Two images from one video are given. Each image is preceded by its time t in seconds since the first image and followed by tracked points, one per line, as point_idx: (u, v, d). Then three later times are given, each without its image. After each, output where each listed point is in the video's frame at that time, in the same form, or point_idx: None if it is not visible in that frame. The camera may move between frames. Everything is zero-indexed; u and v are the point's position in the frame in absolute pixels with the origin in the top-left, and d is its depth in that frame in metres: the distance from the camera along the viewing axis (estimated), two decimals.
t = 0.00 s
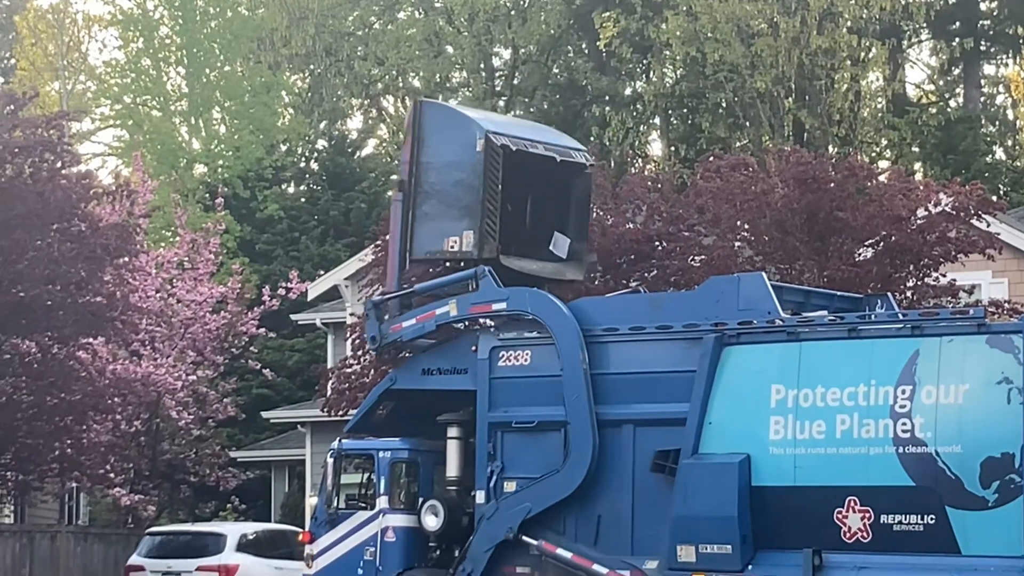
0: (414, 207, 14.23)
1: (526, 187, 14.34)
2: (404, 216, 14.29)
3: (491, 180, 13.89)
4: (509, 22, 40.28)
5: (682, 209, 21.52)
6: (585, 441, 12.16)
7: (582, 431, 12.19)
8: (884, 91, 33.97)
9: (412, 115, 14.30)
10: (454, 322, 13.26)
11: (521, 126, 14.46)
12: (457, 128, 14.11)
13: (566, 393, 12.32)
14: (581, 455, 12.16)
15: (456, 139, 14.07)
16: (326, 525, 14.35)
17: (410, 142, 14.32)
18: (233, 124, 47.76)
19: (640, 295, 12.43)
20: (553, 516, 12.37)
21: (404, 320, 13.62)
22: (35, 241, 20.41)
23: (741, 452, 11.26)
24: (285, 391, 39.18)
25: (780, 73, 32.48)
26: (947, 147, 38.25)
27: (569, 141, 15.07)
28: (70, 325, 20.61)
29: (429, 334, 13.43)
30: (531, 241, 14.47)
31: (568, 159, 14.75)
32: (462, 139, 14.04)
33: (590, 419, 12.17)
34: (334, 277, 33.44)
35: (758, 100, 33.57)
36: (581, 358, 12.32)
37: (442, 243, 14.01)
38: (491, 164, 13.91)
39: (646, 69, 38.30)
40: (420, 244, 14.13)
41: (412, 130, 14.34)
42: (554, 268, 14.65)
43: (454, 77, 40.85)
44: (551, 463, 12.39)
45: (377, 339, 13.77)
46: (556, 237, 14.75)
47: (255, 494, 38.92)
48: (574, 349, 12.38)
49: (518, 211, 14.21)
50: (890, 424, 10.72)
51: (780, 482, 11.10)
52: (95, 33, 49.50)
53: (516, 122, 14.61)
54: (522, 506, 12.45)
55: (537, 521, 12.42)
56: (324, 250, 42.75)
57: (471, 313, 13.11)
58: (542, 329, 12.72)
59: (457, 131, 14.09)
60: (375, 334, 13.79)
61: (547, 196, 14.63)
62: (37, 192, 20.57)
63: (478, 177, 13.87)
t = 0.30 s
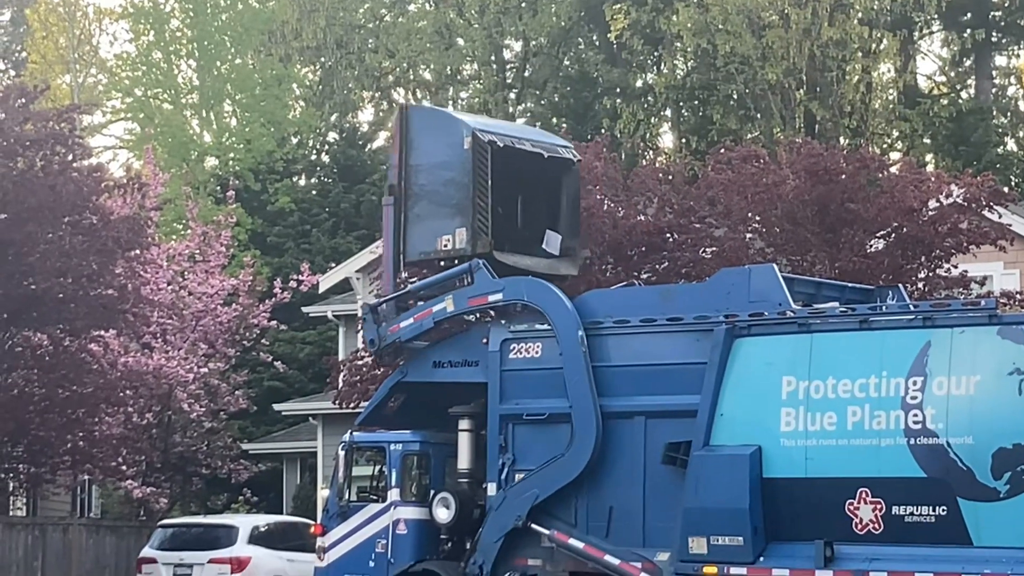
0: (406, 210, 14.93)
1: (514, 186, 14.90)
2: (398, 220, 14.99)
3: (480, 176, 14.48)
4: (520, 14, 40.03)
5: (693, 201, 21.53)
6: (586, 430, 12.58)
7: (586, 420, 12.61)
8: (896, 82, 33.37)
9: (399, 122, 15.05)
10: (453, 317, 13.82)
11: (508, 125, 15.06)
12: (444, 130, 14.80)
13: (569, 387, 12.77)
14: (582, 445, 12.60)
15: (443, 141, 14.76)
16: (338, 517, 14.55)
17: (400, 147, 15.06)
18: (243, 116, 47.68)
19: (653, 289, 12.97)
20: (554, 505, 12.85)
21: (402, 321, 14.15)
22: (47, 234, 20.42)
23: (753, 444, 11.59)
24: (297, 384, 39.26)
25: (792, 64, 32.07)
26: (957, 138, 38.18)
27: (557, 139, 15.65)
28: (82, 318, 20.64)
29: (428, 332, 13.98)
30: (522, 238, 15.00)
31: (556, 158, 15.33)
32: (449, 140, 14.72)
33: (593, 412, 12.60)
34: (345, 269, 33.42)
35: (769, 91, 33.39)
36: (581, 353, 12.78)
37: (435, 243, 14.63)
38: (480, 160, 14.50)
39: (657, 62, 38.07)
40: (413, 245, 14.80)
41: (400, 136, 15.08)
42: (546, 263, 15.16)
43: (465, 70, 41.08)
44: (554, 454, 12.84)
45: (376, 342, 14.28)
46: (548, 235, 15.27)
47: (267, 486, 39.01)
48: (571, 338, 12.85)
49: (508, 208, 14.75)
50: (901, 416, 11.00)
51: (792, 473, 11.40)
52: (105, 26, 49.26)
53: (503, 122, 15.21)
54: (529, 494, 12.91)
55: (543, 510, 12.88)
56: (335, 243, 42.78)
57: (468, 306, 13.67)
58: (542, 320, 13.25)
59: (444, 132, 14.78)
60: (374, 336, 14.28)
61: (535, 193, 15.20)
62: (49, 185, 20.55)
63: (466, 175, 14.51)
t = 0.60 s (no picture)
0: (401, 214, 15.31)
1: (508, 186, 15.40)
2: (393, 224, 15.38)
3: (472, 175, 14.86)
4: (533, 5, 39.94)
5: (706, 192, 21.60)
6: (592, 418, 13.02)
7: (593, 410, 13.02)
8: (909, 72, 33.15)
9: (388, 128, 15.41)
10: (453, 313, 14.30)
11: (496, 125, 15.44)
12: (432, 132, 15.15)
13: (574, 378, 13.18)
14: (588, 434, 13.03)
15: (433, 142, 15.12)
16: (352, 509, 15.21)
17: (391, 152, 15.42)
18: (257, 109, 47.48)
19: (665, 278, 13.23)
20: (562, 492, 13.28)
21: (402, 322, 14.60)
22: (62, 227, 20.40)
23: (768, 435, 11.94)
24: (311, 376, 39.39)
25: (805, 56, 31.52)
26: (973, 129, 37.78)
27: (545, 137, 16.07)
28: (97, 311, 20.69)
29: (429, 331, 14.45)
30: (518, 237, 15.45)
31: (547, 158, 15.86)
32: (439, 142, 15.08)
33: (599, 405, 13.00)
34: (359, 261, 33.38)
35: (783, 82, 32.55)
36: (584, 345, 13.20)
37: (432, 244, 15.01)
38: (470, 160, 14.87)
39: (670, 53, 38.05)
40: (410, 248, 15.18)
41: (390, 142, 15.44)
42: (542, 260, 15.66)
43: (478, 62, 40.87)
44: (563, 441, 13.28)
45: (377, 346, 14.72)
46: (543, 235, 15.79)
47: (281, 478, 39.16)
48: (573, 327, 13.29)
49: (503, 207, 15.21)
50: (916, 407, 11.39)
51: (806, 464, 11.77)
52: (119, 19, 47.94)
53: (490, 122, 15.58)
54: (539, 479, 13.32)
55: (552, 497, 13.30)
56: (349, 235, 43.02)
57: (469, 301, 14.16)
58: (544, 311, 13.70)
59: (432, 134, 15.14)
60: (375, 340, 14.73)
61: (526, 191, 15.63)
62: (64, 178, 20.66)
63: (458, 174, 14.86)
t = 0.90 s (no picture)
0: (398, 219, 15.67)
1: (504, 187, 15.71)
2: (389, 230, 15.71)
3: (465, 175, 15.27)
4: None
5: (722, 182, 21.65)
6: (598, 406, 13.12)
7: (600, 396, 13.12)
8: (925, 62, 32.51)
9: (379, 137, 15.84)
10: (455, 310, 14.54)
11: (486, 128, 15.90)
12: (424, 137, 15.59)
13: (581, 368, 13.28)
14: (593, 421, 13.14)
15: (426, 146, 15.55)
16: (368, 500, 15.35)
17: (384, 160, 15.83)
18: (273, 100, 46.76)
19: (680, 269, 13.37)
20: (572, 477, 13.38)
21: (404, 323, 14.87)
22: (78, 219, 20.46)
23: (783, 425, 11.97)
24: (327, 367, 39.48)
25: (820, 46, 31.27)
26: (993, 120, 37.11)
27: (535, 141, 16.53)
28: (113, 302, 20.78)
29: (431, 330, 14.71)
30: (516, 236, 15.80)
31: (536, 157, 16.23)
32: (430, 146, 15.50)
33: (606, 394, 13.10)
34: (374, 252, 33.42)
35: (798, 72, 32.42)
36: (590, 338, 13.29)
37: (429, 245, 15.33)
38: (462, 159, 15.28)
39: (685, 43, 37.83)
40: (408, 251, 15.52)
41: (383, 151, 15.86)
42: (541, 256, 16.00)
43: (493, 53, 40.47)
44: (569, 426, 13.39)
45: (382, 350, 15.01)
46: (541, 235, 16.14)
47: (297, 470, 39.27)
48: (576, 317, 13.41)
49: (500, 209, 15.52)
50: (931, 397, 11.43)
51: (821, 455, 11.80)
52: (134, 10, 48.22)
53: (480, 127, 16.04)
54: (550, 465, 13.42)
55: (563, 483, 13.42)
56: (364, 225, 43.43)
57: (469, 296, 14.41)
58: (547, 301, 13.85)
59: (423, 139, 15.58)
60: (379, 344, 15.03)
61: (521, 192, 16.01)
62: (80, 170, 20.63)
63: (451, 174, 15.26)
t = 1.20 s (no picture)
0: (394, 226, 15.79)
1: (496, 195, 15.88)
2: (386, 236, 15.85)
3: (457, 177, 15.39)
4: None
5: (737, 171, 21.62)
6: (602, 393, 13.25)
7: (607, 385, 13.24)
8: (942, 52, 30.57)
9: (371, 145, 15.96)
10: (455, 307, 14.68)
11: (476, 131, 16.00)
12: (414, 142, 15.69)
13: (586, 358, 13.39)
14: (596, 409, 13.27)
15: (417, 151, 15.66)
16: (383, 490, 15.44)
17: (377, 168, 15.96)
18: (286, 91, 47.06)
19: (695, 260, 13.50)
20: (579, 464, 13.47)
21: (405, 326, 15.08)
22: (94, 210, 20.62)
23: (794, 415, 11.98)
24: (342, 357, 39.48)
25: (836, 35, 29.89)
26: None
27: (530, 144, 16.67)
28: (129, 294, 20.72)
29: (433, 329, 14.90)
30: (510, 239, 15.94)
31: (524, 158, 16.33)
32: (422, 149, 15.60)
33: (609, 382, 13.24)
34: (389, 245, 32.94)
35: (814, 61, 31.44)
36: (593, 328, 13.41)
37: (426, 248, 15.47)
38: (454, 161, 15.40)
39: (701, 32, 36.40)
40: (406, 256, 15.66)
41: (375, 159, 15.99)
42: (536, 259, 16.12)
43: (507, 42, 40.34)
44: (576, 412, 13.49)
45: (386, 354, 15.23)
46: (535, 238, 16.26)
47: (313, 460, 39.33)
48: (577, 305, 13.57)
49: (493, 216, 15.71)
50: (942, 385, 11.43)
51: (832, 444, 11.81)
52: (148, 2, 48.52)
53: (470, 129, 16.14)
54: (558, 452, 13.50)
55: (571, 470, 13.50)
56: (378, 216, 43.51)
57: (468, 293, 14.54)
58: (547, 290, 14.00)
59: (414, 145, 15.68)
60: (383, 349, 15.26)
61: (514, 194, 16.16)
62: (95, 161, 20.74)
63: (444, 176, 15.37)
